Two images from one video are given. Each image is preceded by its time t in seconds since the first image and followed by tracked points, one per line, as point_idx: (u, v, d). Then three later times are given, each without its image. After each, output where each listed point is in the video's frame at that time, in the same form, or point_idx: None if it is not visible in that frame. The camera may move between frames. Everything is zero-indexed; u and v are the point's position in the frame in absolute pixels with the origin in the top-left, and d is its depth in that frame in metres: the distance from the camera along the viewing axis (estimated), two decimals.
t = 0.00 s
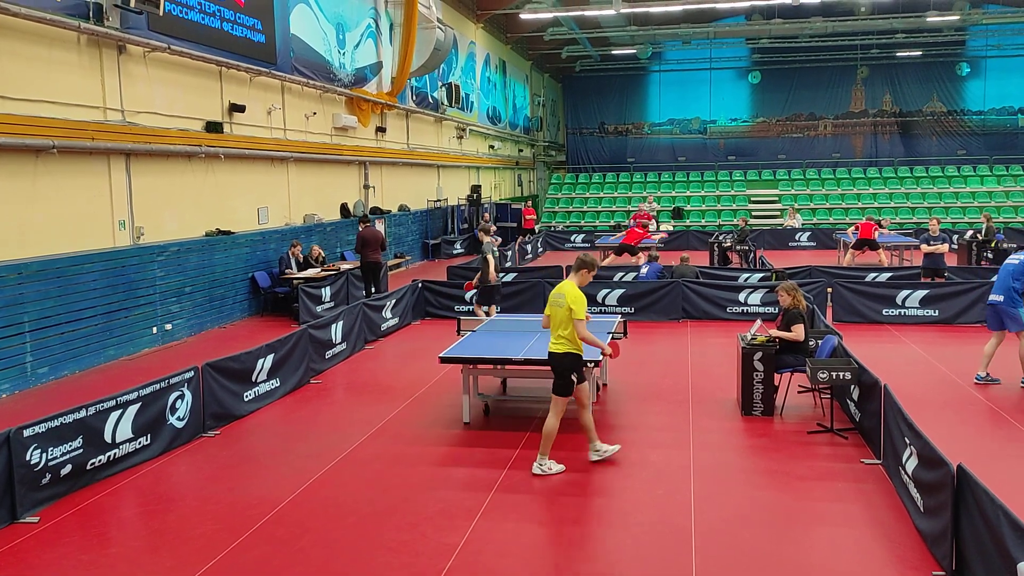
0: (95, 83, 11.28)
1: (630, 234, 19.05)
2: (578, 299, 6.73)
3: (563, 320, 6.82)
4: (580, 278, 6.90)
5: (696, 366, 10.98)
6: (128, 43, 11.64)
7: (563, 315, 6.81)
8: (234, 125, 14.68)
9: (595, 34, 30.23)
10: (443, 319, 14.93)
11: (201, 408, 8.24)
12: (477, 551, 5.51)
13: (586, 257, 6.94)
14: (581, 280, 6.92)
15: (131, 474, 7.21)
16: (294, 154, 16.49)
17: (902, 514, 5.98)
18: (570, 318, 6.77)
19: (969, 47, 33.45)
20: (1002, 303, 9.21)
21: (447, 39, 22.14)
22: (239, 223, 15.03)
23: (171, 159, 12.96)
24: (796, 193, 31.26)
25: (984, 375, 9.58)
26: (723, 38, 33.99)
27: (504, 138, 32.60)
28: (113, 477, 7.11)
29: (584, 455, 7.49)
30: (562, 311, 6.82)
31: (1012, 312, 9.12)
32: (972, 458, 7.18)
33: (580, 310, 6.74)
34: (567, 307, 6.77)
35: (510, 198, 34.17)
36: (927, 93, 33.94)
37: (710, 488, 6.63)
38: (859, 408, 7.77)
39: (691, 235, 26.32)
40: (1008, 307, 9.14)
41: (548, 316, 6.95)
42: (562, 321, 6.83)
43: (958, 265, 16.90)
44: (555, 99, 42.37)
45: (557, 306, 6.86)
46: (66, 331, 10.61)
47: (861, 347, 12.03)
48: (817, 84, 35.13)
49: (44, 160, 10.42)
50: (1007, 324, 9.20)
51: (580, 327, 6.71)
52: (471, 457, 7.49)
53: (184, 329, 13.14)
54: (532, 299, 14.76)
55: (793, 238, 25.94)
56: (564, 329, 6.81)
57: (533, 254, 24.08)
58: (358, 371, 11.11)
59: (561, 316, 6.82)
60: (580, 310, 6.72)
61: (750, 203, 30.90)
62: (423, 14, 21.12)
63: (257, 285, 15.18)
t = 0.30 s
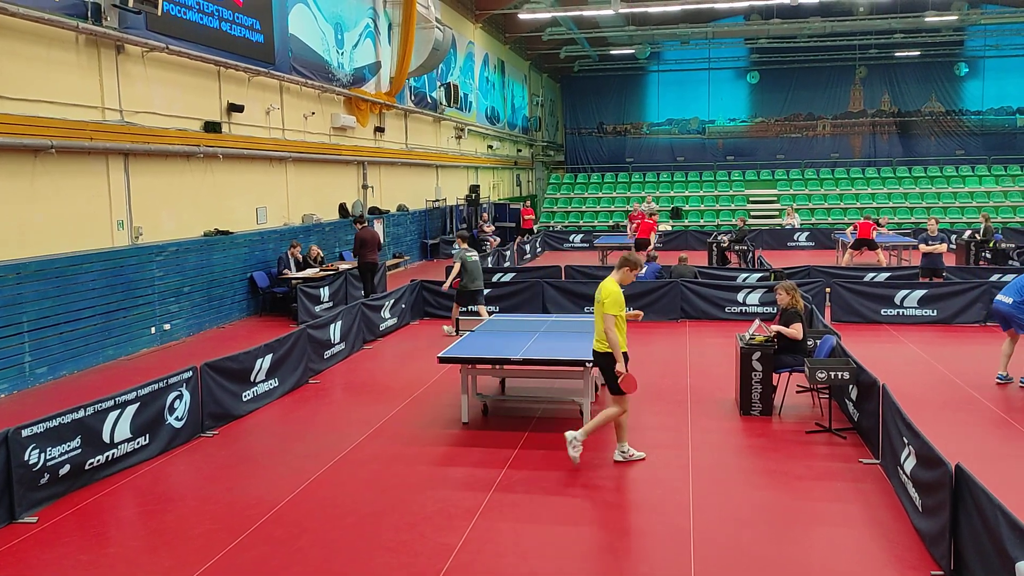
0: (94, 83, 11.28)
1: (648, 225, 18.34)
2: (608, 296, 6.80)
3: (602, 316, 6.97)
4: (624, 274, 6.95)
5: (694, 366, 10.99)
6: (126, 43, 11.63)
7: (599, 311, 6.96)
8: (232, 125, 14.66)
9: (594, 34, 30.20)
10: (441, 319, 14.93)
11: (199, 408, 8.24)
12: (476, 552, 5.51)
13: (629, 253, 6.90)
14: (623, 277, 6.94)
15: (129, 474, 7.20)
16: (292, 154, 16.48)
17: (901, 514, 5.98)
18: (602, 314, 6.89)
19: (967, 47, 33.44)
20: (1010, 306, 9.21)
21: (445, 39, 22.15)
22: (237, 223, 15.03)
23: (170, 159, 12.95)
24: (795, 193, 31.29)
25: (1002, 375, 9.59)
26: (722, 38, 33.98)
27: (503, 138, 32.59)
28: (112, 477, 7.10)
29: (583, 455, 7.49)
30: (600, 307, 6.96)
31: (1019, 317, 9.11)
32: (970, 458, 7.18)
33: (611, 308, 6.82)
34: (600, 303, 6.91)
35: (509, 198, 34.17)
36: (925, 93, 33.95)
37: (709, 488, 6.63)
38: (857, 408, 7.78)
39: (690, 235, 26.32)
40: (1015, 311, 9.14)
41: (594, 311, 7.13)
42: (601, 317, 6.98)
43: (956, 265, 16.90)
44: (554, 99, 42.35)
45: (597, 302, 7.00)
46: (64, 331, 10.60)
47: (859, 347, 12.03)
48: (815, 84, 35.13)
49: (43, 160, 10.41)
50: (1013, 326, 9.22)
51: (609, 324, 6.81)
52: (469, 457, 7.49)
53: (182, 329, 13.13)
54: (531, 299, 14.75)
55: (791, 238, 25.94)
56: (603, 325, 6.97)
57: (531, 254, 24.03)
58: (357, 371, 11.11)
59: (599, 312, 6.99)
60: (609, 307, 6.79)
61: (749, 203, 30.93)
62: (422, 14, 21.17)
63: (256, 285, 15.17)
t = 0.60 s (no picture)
0: (93, 84, 11.28)
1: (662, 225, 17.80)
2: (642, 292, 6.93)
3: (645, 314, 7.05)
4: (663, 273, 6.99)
5: (694, 366, 10.98)
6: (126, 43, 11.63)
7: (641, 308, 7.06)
8: (231, 125, 14.64)
9: (593, 34, 30.18)
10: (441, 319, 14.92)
11: (199, 409, 8.24)
12: (476, 551, 5.51)
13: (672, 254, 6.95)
14: (663, 277, 6.98)
15: (129, 474, 7.20)
16: (291, 154, 16.46)
17: (901, 514, 5.98)
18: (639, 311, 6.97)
19: (966, 47, 33.44)
20: (1012, 306, 9.20)
21: (445, 39, 22.13)
22: (237, 223, 15.03)
23: (169, 159, 12.95)
24: (794, 193, 31.29)
25: (1003, 374, 9.60)
26: (721, 38, 33.96)
27: (502, 138, 32.56)
28: (112, 477, 7.11)
29: (582, 455, 7.49)
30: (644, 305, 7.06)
31: (1020, 318, 9.10)
32: (970, 457, 7.19)
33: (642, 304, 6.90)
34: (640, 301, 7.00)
35: (508, 198, 34.19)
36: (925, 93, 33.94)
37: (708, 487, 6.63)
38: (857, 408, 7.79)
39: (689, 235, 26.34)
40: (1017, 311, 9.13)
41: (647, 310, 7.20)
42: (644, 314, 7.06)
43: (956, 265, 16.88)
44: (553, 99, 42.33)
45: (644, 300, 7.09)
46: (64, 332, 10.60)
47: (859, 346, 12.03)
48: (815, 83, 35.13)
49: (42, 160, 10.40)
50: (1015, 326, 9.23)
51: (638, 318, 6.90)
52: (469, 457, 7.49)
53: (182, 330, 13.13)
54: (530, 299, 14.74)
55: (790, 238, 25.94)
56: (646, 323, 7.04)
57: (530, 254, 23.97)
58: (356, 371, 11.11)
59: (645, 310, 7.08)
60: (643, 304, 6.90)
61: (748, 203, 30.94)
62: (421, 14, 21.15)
63: (255, 286, 15.17)
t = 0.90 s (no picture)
0: (92, 84, 11.27)
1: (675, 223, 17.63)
2: (697, 294, 6.87)
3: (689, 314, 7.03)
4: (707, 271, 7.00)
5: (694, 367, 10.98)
6: (125, 43, 11.63)
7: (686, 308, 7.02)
8: (230, 126, 14.63)
9: (593, 35, 30.16)
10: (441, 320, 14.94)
11: (199, 409, 8.24)
12: (476, 552, 5.51)
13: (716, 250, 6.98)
14: (709, 275, 7.00)
15: (129, 475, 7.20)
16: (291, 155, 16.44)
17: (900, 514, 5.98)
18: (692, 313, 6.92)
19: (966, 47, 33.46)
20: (1013, 306, 9.19)
21: (444, 39, 22.14)
22: (236, 224, 15.03)
23: (168, 160, 12.95)
24: (794, 193, 31.29)
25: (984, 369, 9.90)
26: (720, 38, 33.94)
27: (502, 139, 32.53)
28: (111, 478, 7.11)
29: (582, 455, 7.50)
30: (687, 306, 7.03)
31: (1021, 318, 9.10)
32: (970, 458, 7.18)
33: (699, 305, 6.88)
34: (690, 302, 6.94)
35: (507, 198, 34.20)
36: (925, 93, 33.94)
37: (708, 488, 6.63)
38: (856, 408, 7.79)
39: (689, 235, 26.37)
40: (1017, 312, 9.13)
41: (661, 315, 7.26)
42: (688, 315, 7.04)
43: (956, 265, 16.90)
44: (552, 100, 42.34)
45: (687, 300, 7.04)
46: (64, 332, 10.60)
47: (858, 347, 12.03)
48: (815, 83, 35.13)
49: (41, 160, 10.41)
50: (1015, 326, 9.23)
51: (696, 320, 6.88)
52: (469, 457, 7.49)
53: (182, 330, 13.12)
54: (530, 299, 14.75)
55: (790, 238, 25.94)
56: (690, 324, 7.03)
57: (530, 254, 24.02)
58: (356, 371, 11.11)
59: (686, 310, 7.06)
60: (700, 306, 6.86)
61: (748, 203, 30.96)
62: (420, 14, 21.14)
63: (255, 286, 15.17)
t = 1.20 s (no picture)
0: (93, 84, 11.28)
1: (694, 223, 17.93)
2: (743, 292, 6.99)
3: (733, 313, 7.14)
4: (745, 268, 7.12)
5: (694, 367, 10.98)
6: (125, 44, 11.63)
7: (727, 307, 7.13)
8: (230, 126, 14.63)
9: (593, 35, 30.17)
10: (442, 320, 14.94)
11: (199, 409, 8.24)
12: (475, 552, 5.51)
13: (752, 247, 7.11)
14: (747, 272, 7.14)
15: (129, 475, 7.21)
16: (291, 155, 16.43)
17: (900, 514, 5.99)
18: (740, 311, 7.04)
19: (966, 48, 33.47)
20: (1008, 307, 9.21)
21: (445, 40, 22.14)
22: (236, 224, 15.03)
23: (168, 160, 12.95)
24: (794, 193, 31.27)
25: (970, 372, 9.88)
26: (720, 39, 33.94)
27: (501, 139, 32.52)
28: (112, 478, 7.11)
29: (582, 456, 7.50)
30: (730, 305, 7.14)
31: (1016, 318, 9.12)
32: (970, 458, 7.19)
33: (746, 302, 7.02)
34: (735, 301, 7.05)
35: (507, 199, 34.21)
36: (924, 94, 33.92)
37: (708, 488, 6.64)
38: (856, 409, 7.79)
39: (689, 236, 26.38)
40: (1012, 313, 9.15)
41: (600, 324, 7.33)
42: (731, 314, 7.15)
43: (956, 265, 16.91)
44: (552, 100, 42.34)
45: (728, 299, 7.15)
46: (64, 333, 10.60)
47: (859, 347, 12.03)
48: (815, 84, 35.14)
49: (41, 161, 10.41)
50: (1010, 327, 9.23)
51: (745, 317, 7.02)
52: (469, 457, 7.50)
53: (182, 330, 13.12)
54: (531, 300, 14.75)
55: (790, 238, 25.94)
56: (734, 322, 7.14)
57: (530, 254, 24.02)
58: (356, 372, 11.11)
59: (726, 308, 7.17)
60: (747, 303, 7.00)
61: (748, 203, 30.97)
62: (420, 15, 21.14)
63: (255, 287, 15.17)
